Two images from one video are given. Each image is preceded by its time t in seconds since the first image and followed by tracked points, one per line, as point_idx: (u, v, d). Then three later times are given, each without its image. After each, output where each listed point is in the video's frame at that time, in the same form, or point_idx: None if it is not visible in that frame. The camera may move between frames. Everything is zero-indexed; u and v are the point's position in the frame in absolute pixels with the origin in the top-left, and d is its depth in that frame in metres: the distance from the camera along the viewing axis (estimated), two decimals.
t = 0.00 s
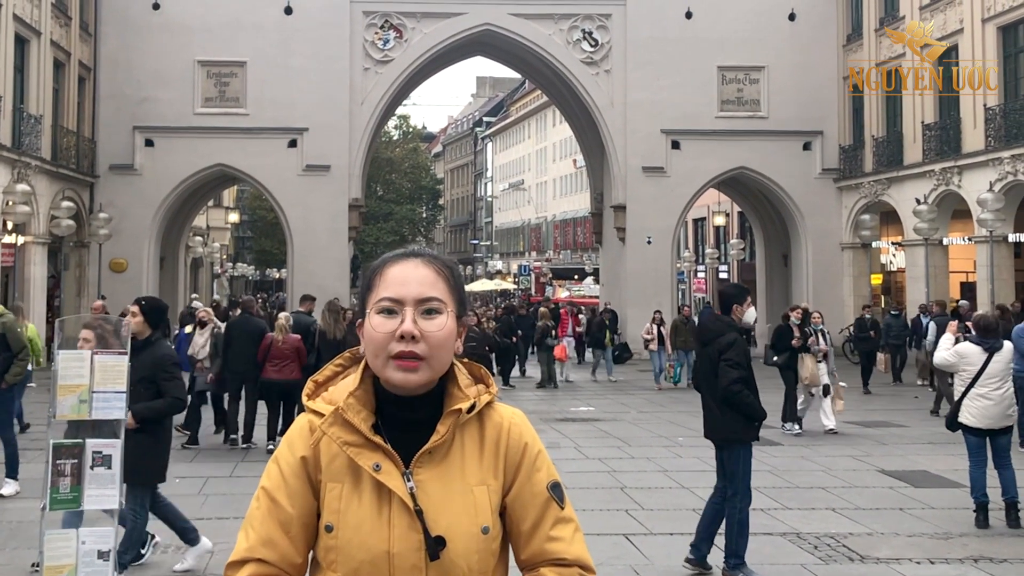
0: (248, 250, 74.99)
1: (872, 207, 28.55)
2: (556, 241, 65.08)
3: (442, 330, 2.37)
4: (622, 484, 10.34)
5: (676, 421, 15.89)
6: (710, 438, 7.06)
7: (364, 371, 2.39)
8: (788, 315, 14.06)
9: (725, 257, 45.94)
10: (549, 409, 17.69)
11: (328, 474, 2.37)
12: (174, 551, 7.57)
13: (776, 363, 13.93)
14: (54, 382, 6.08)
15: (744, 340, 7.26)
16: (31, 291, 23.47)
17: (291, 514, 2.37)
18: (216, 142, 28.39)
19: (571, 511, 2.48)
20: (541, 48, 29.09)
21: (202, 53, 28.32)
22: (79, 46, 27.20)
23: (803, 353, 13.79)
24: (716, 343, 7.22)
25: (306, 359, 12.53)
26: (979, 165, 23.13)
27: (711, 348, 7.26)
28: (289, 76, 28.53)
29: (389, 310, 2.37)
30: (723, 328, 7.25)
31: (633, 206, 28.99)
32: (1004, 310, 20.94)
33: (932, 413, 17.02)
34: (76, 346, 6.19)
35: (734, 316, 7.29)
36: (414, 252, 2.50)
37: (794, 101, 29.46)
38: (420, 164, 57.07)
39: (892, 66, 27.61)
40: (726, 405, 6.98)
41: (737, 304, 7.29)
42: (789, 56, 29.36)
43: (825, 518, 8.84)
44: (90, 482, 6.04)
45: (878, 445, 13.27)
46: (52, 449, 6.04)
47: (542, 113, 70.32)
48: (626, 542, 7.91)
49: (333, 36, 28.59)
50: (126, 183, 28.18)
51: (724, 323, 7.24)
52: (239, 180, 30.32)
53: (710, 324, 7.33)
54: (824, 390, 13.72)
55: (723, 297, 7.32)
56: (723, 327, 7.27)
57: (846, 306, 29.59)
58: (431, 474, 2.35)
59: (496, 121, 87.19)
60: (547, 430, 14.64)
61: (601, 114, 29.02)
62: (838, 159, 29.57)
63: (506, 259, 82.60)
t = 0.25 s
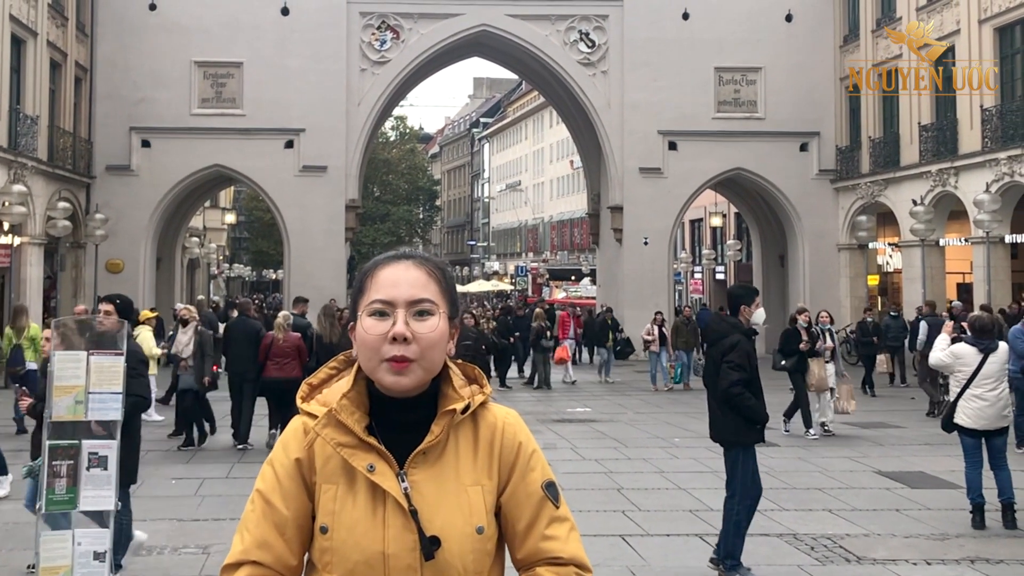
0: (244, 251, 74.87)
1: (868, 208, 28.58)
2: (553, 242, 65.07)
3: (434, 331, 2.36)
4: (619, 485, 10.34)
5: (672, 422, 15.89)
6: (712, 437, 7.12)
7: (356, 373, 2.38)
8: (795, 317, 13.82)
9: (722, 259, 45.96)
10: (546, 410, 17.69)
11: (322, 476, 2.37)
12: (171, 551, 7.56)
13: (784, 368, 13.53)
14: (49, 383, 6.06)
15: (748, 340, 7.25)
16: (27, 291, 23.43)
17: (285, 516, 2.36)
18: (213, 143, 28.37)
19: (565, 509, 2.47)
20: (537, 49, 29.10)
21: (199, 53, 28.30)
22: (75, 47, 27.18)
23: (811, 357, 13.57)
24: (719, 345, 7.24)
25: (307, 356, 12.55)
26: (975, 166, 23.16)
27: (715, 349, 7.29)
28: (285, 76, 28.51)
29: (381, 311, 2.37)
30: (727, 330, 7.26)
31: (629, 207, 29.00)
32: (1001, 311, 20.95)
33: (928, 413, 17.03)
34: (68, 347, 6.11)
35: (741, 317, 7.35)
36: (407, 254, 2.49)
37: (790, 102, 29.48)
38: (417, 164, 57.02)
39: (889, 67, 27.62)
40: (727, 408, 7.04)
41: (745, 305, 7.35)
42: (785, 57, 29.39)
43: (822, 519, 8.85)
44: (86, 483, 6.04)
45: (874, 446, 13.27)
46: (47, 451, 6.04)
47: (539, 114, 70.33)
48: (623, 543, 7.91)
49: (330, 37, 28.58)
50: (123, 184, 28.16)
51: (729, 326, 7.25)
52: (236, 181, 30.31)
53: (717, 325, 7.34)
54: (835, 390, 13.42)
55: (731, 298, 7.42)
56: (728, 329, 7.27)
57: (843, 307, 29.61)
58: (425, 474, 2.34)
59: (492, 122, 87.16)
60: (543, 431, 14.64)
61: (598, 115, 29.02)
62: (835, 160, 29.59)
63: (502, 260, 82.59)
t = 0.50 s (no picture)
0: (241, 251, 74.78)
1: (866, 209, 28.57)
2: (551, 242, 65.06)
3: (429, 335, 2.35)
4: (617, 485, 10.32)
5: (671, 422, 15.88)
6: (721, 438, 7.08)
7: (351, 375, 2.37)
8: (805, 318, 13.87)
9: (720, 259, 45.95)
10: (544, 410, 17.68)
11: (317, 476, 2.35)
12: (168, 552, 7.54)
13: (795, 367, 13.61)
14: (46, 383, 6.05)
15: (758, 341, 7.17)
16: (25, 291, 23.41)
17: (280, 516, 2.35)
18: (211, 143, 28.35)
19: (561, 511, 2.46)
20: (536, 49, 29.08)
21: (197, 53, 28.28)
22: (73, 47, 27.15)
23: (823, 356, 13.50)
24: (728, 346, 7.19)
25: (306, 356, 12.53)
26: (973, 166, 23.16)
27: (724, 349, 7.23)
28: (283, 76, 28.49)
29: (375, 315, 2.36)
30: (735, 331, 7.19)
31: (628, 207, 28.99)
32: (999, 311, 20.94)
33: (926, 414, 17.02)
34: (69, 347, 6.13)
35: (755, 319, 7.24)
36: (402, 255, 2.48)
37: (788, 102, 29.48)
38: (415, 165, 56.96)
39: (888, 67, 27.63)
40: (732, 411, 6.97)
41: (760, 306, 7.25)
42: (783, 57, 29.39)
43: (820, 519, 8.84)
44: (83, 483, 6.03)
45: (872, 446, 13.26)
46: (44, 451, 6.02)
47: (537, 114, 70.32)
48: (620, 543, 7.90)
49: (328, 36, 28.56)
50: (121, 184, 28.13)
51: (738, 326, 7.18)
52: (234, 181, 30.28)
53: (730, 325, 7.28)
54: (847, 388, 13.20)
55: (745, 300, 7.33)
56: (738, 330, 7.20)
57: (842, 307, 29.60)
58: (420, 474, 2.33)
59: (491, 122, 87.11)
60: (541, 431, 14.62)
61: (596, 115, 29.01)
62: (833, 160, 29.58)
63: (500, 260, 82.56)
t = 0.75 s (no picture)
0: (241, 250, 74.75)
1: (865, 208, 28.58)
2: (550, 241, 65.06)
3: (428, 333, 2.36)
4: (615, 483, 10.33)
5: (669, 420, 15.90)
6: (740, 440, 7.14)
7: (349, 372, 2.38)
8: (818, 319, 13.70)
9: (719, 258, 45.97)
10: (542, 409, 17.69)
11: (314, 474, 2.36)
12: (167, 550, 7.55)
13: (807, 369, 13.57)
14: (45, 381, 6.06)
15: (772, 342, 7.21)
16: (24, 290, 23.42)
17: (277, 514, 2.35)
18: (209, 142, 28.35)
19: (558, 509, 2.46)
20: (535, 48, 29.09)
21: (196, 52, 28.27)
22: (72, 46, 27.14)
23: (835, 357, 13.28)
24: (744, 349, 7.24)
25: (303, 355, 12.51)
26: (972, 166, 23.17)
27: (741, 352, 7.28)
28: (283, 75, 28.49)
29: (375, 313, 2.36)
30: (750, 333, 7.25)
31: (627, 206, 28.99)
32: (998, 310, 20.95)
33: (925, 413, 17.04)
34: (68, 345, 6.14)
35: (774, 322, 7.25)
36: (400, 253, 2.48)
37: (787, 102, 29.49)
38: (414, 164, 56.94)
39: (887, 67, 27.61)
40: (748, 414, 7.01)
41: (777, 308, 7.27)
42: (782, 56, 29.40)
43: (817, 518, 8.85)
44: (81, 481, 6.02)
45: (871, 445, 13.27)
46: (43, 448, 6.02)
47: (536, 113, 70.31)
48: (619, 541, 7.91)
49: (327, 35, 28.56)
50: (119, 183, 28.13)
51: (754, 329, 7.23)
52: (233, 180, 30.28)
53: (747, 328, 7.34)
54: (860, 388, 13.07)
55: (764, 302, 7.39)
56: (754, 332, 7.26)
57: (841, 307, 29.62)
58: (417, 473, 2.33)
59: (490, 122, 87.07)
60: (539, 429, 14.63)
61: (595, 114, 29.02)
62: (832, 159, 29.60)
63: (500, 259, 82.56)
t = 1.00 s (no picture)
0: (241, 249, 74.70)
1: (865, 207, 28.58)
2: (550, 240, 65.05)
3: (427, 333, 2.35)
4: (615, 483, 10.32)
5: (669, 420, 15.90)
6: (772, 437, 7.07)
7: (349, 372, 2.37)
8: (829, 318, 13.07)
9: (718, 257, 45.96)
10: (542, 409, 17.68)
11: (313, 473, 2.36)
12: (166, 550, 7.54)
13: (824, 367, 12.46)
14: (44, 381, 6.08)
15: (795, 338, 7.08)
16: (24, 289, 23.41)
17: (277, 514, 2.35)
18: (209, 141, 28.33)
19: (557, 509, 2.46)
20: (535, 47, 29.07)
21: (196, 51, 28.26)
22: (72, 44, 27.13)
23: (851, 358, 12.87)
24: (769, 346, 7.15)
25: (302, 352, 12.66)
26: (972, 165, 23.17)
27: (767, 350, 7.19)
28: (282, 74, 28.47)
29: (374, 314, 2.36)
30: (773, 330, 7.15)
31: (627, 205, 28.99)
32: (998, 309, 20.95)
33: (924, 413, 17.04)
34: (67, 345, 6.19)
35: (796, 318, 7.16)
36: (400, 251, 2.48)
37: (787, 101, 29.49)
38: (414, 163, 56.91)
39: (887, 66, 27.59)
40: (776, 413, 6.95)
41: (799, 304, 7.17)
42: (782, 55, 29.40)
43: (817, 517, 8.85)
44: (81, 481, 6.00)
45: (870, 445, 13.27)
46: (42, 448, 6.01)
47: (536, 112, 70.28)
48: (619, 541, 7.91)
49: (327, 34, 28.55)
50: (119, 182, 28.11)
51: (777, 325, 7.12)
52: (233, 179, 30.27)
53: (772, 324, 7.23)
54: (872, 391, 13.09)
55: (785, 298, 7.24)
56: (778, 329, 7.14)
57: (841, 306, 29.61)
58: (417, 472, 2.33)
59: (490, 121, 87.04)
60: (539, 429, 14.63)
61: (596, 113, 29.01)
62: (832, 158, 29.59)
63: (500, 258, 82.54)
